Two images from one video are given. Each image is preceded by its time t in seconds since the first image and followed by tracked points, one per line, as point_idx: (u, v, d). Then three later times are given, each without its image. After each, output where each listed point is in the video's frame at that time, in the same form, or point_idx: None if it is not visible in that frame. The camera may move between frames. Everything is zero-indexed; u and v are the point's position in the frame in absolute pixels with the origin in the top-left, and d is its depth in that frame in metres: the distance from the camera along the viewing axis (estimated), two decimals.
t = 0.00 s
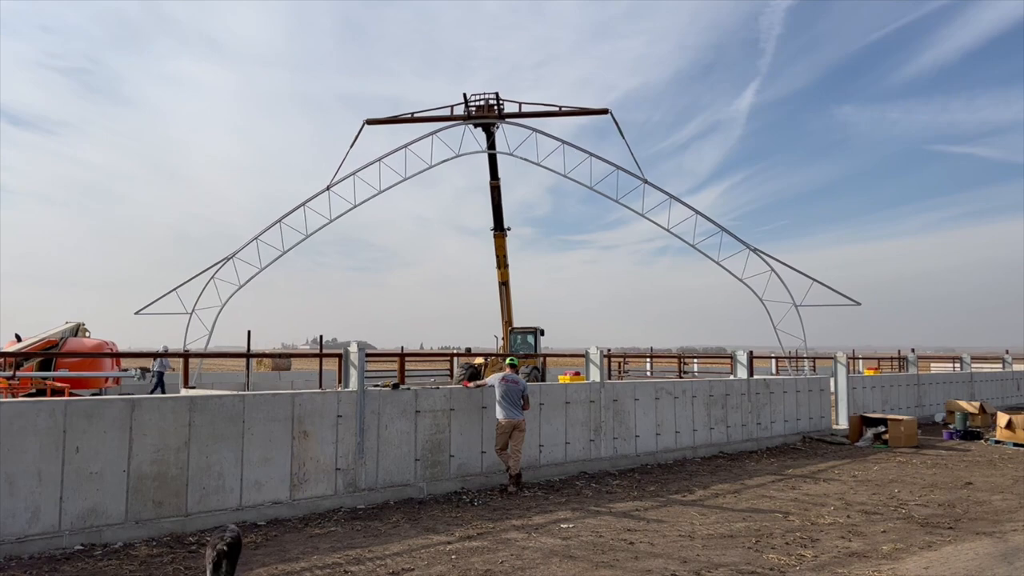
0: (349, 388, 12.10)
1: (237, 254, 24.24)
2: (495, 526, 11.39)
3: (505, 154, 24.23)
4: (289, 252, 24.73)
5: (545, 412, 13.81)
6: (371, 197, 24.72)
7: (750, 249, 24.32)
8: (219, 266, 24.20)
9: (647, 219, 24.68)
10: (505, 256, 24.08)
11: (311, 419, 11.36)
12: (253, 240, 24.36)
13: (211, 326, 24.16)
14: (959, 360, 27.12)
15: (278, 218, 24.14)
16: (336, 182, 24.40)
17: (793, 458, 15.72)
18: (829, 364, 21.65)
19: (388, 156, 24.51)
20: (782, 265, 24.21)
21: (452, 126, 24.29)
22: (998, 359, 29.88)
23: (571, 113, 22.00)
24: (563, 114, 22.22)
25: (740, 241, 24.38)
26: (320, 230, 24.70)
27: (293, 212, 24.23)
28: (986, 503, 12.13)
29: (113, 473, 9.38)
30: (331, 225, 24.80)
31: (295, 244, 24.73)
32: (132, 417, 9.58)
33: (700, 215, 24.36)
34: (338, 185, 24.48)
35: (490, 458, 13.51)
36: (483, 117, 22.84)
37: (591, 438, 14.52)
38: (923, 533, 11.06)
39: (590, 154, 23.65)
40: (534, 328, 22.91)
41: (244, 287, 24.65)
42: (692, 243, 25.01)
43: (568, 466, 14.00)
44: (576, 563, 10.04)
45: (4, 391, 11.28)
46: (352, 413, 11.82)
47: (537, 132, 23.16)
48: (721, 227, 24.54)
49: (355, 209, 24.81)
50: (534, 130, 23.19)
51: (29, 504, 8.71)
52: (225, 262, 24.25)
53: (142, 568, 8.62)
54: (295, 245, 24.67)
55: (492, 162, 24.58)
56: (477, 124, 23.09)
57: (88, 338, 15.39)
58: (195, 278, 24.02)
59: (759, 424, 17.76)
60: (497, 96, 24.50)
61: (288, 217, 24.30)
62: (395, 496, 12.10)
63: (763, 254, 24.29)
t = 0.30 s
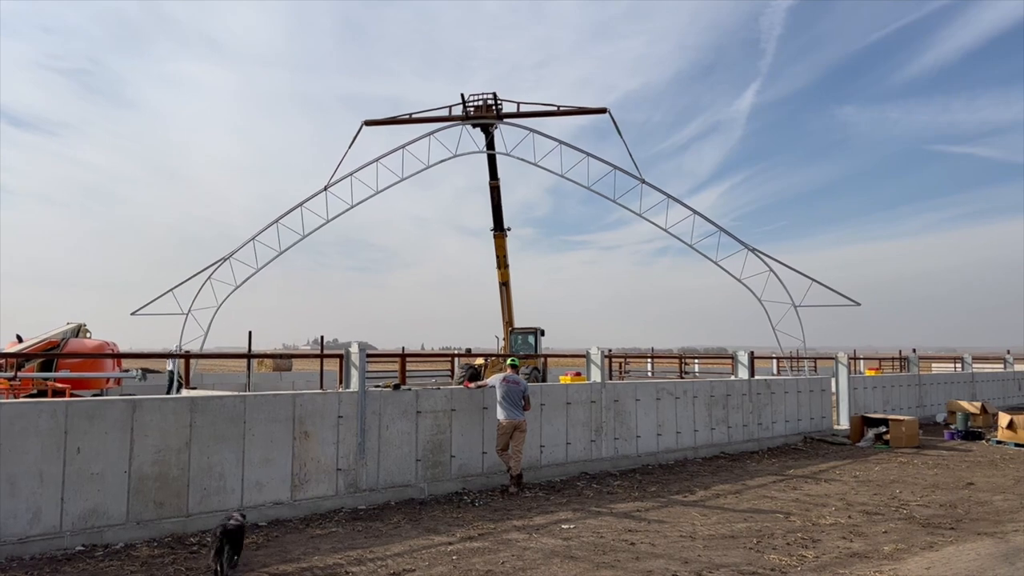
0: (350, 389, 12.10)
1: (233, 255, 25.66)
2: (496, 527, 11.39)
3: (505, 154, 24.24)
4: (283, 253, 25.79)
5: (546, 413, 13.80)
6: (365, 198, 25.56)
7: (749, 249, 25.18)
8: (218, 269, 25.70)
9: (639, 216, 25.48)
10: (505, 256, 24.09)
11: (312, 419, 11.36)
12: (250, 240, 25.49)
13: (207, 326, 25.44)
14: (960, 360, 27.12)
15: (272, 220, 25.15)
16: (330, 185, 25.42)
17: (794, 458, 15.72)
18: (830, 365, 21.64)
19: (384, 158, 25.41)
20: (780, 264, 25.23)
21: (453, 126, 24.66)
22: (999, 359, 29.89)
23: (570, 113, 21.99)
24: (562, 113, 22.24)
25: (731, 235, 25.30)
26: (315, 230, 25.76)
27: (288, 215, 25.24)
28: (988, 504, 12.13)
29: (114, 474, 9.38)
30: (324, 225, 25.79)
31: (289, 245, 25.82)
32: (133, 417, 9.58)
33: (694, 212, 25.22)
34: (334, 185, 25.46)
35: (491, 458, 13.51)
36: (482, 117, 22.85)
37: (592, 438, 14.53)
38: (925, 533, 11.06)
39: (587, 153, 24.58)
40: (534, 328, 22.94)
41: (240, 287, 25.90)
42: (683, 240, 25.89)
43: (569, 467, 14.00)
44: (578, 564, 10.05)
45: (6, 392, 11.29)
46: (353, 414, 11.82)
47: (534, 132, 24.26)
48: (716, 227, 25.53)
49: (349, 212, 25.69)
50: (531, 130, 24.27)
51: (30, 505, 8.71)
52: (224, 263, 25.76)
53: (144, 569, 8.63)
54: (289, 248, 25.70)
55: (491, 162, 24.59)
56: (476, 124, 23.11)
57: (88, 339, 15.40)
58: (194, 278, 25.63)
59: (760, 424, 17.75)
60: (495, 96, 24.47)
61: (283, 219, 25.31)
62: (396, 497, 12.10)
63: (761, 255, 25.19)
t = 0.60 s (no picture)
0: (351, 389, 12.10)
1: (233, 255, 24.73)
2: (497, 527, 11.39)
3: (505, 154, 24.22)
4: (283, 252, 25.00)
5: (547, 413, 13.80)
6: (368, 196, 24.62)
7: (747, 250, 23.80)
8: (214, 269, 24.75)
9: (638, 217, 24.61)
10: (506, 256, 24.10)
11: (314, 420, 11.36)
12: (250, 240, 24.75)
13: (205, 326, 24.58)
14: (962, 360, 27.11)
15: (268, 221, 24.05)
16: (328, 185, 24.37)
17: (796, 458, 15.72)
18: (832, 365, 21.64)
19: (384, 158, 24.53)
20: (782, 265, 23.62)
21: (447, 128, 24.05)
22: (1001, 359, 29.87)
23: (569, 113, 21.97)
24: (562, 113, 22.22)
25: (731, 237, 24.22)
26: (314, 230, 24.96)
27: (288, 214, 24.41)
28: (989, 504, 12.13)
29: (116, 475, 9.38)
30: (325, 225, 24.92)
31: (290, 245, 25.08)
32: (135, 417, 9.58)
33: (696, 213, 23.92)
34: (333, 185, 24.58)
35: (493, 459, 13.50)
36: (482, 117, 22.85)
37: (593, 439, 14.52)
38: (926, 533, 11.06)
39: (587, 154, 23.73)
40: (535, 329, 22.95)
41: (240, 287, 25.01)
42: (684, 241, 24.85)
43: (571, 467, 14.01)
44: (579, 564, 10.05)
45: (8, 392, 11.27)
46: (355, 414, 11.82)
47: (534, 132, 23.58)
48: (715, 228, 24.16)
49: (350, 210, 24.81)
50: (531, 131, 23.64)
51: (31, 505, 8.71)
52: (222, 263, 24.82)
53: (146, 569, 8.63)
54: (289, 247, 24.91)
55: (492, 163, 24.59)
56: (476, 124, 23.10)
57: (90, 340, 15.39)
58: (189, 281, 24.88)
59: (761, 425, 17.75)
60: (495, 95, 24.45)
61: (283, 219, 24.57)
62: (398, 497, 12.11)
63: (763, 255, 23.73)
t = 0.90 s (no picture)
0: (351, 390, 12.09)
1: (233, 254, 24.90)
2: (499, 527, 11.39)
3: (505, 154, 24.21)
4: (283, 252, 25.31)
5: (548, 413, 13.79)
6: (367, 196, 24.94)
7: (749, 250, 24.73)
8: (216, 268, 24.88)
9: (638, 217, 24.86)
10: (506, 256, 24.10)
11: (315, 420, 11.36)
12: (250, 240, 24.94)
13: (206, 324, 24.54)
14: (963, 360, 27.10)
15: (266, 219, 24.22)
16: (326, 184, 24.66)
17: (797, 458, 15.71)
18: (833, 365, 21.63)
19: (383, 158, 24.87)
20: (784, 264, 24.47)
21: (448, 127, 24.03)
22: (1003, 359, 29.86)
23: (570, 112, 21.96)
24: (562, 112, 22.21)
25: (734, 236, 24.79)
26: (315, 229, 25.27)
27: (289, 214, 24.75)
28: (991, 504, 12.12)
29: (117, 475, 9.38)
30: (325, 225, 25.25)
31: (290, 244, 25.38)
32: (136, 418, 9.58)
33: (697, 213, 24.40)
34: (334, 185, 24.92)
35: (494, 459, 13.50)
36: (482, 117, 22.85)
37: (594, 439, 14.52)
38: (927, 533, 11.06)
39: (587, 153, 23.89)
40: (535, 329, 22.95)
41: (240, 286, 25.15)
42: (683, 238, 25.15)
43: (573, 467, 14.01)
44: (581, 564, 10.05)
45: (9, 392, 11.29)
46: (356, 414, 11.82)
47: (534, 130, 23.55)
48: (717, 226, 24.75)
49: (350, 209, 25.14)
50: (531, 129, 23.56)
51: (33, 506, 8.71)
52: (223, 261, 24.94)
53: (148, 569, 8.63)
54: (288, 247, 25.20)
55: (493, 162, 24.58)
56: (476, 123, 23.10)
57: (91, 340, 15.40)
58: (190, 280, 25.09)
59: (763, 424, 17.74)
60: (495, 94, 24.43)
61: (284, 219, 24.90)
62: (400, 497, 12.11)
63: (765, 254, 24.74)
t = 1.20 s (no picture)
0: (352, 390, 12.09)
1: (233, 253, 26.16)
2: (500, 527, 11.39)
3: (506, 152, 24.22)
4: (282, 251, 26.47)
5: (549, 413, 13.80)
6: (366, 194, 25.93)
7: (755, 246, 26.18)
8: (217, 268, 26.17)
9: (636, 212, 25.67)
10: (507, 256, 24.11)
11: (316, 420, 11.37)
12: (252, 237, 26.12)
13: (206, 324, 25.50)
14: (963, 359, 27.08)
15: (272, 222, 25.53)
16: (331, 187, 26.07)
17: (798, 458, 15.70)
18: (834, 364, 21.62)
19: (383, 157, 25.75)
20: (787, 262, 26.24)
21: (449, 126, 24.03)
22: (1004, 359, 29.83)
23: (571, 111, 21.97)
24: (563, 111, 22.22)
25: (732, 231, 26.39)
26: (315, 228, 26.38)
27: (292, 212, 26.02)
28: (992, 503, 12.10)
29: (118, 475, 9.39)
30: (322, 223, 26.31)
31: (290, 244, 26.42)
32: (137, 418, 9.58)
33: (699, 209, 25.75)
34: (335, 182, 26.08)
35: (495, 459, 13.51)
36: (483, 115, 22.86)
37: (595, 438, 14.52)
38: (928, 533, 11.05)
39: (588, 151, 25.25)
40: (536, 329, 22.97)
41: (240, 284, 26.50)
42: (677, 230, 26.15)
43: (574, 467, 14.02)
44: (582, 564, 10.05)
45: (11, 392, 11.31)
46: (356, 414, 11.82)
47: (534, 128, 24.50)
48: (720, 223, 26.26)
49: (350, 209, 26.36)
50: (532, 127, 24.53)
51: (34, 506, 8.72)
52: (224, 260, 26.21)
53: (149, 569, 8.63)
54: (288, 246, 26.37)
55: (494, 161, 24.58)
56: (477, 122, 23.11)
57: (92, 340, 15.40)
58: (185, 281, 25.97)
59: (763, 424, 17.73)
60: (496, 93, 24.43)
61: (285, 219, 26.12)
62: (401, 497, 12.11)
63: (768, 250, 26.22)
